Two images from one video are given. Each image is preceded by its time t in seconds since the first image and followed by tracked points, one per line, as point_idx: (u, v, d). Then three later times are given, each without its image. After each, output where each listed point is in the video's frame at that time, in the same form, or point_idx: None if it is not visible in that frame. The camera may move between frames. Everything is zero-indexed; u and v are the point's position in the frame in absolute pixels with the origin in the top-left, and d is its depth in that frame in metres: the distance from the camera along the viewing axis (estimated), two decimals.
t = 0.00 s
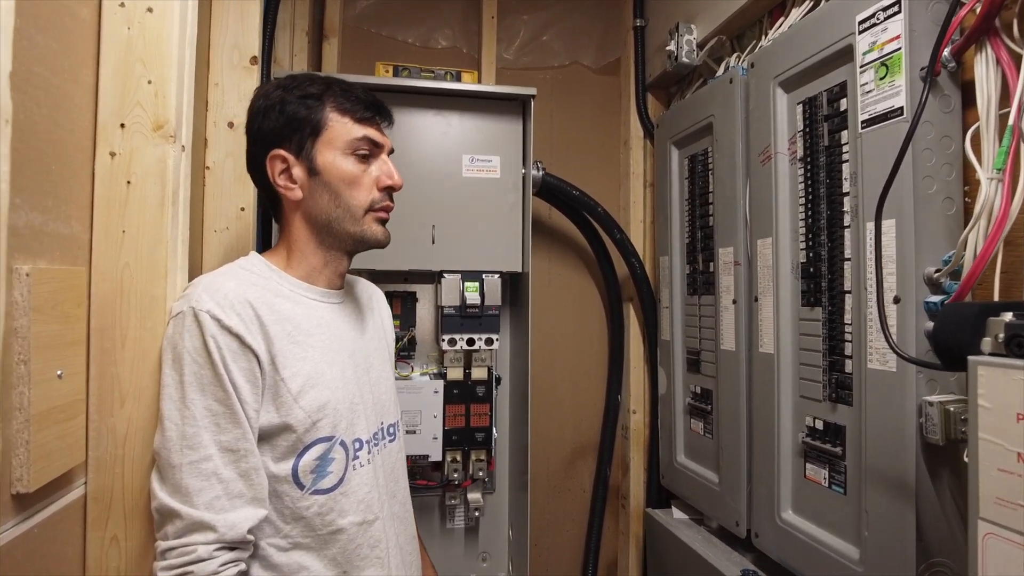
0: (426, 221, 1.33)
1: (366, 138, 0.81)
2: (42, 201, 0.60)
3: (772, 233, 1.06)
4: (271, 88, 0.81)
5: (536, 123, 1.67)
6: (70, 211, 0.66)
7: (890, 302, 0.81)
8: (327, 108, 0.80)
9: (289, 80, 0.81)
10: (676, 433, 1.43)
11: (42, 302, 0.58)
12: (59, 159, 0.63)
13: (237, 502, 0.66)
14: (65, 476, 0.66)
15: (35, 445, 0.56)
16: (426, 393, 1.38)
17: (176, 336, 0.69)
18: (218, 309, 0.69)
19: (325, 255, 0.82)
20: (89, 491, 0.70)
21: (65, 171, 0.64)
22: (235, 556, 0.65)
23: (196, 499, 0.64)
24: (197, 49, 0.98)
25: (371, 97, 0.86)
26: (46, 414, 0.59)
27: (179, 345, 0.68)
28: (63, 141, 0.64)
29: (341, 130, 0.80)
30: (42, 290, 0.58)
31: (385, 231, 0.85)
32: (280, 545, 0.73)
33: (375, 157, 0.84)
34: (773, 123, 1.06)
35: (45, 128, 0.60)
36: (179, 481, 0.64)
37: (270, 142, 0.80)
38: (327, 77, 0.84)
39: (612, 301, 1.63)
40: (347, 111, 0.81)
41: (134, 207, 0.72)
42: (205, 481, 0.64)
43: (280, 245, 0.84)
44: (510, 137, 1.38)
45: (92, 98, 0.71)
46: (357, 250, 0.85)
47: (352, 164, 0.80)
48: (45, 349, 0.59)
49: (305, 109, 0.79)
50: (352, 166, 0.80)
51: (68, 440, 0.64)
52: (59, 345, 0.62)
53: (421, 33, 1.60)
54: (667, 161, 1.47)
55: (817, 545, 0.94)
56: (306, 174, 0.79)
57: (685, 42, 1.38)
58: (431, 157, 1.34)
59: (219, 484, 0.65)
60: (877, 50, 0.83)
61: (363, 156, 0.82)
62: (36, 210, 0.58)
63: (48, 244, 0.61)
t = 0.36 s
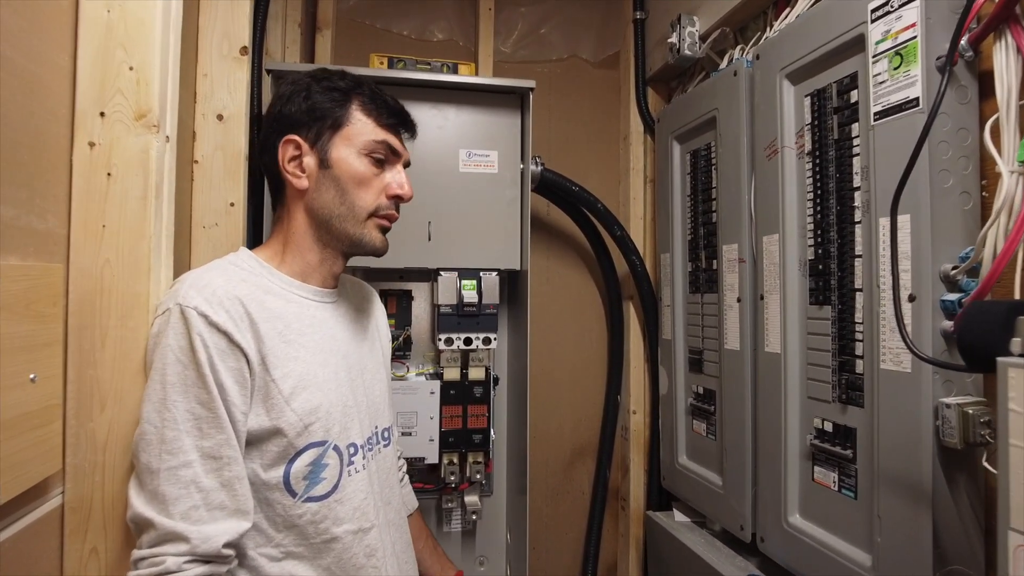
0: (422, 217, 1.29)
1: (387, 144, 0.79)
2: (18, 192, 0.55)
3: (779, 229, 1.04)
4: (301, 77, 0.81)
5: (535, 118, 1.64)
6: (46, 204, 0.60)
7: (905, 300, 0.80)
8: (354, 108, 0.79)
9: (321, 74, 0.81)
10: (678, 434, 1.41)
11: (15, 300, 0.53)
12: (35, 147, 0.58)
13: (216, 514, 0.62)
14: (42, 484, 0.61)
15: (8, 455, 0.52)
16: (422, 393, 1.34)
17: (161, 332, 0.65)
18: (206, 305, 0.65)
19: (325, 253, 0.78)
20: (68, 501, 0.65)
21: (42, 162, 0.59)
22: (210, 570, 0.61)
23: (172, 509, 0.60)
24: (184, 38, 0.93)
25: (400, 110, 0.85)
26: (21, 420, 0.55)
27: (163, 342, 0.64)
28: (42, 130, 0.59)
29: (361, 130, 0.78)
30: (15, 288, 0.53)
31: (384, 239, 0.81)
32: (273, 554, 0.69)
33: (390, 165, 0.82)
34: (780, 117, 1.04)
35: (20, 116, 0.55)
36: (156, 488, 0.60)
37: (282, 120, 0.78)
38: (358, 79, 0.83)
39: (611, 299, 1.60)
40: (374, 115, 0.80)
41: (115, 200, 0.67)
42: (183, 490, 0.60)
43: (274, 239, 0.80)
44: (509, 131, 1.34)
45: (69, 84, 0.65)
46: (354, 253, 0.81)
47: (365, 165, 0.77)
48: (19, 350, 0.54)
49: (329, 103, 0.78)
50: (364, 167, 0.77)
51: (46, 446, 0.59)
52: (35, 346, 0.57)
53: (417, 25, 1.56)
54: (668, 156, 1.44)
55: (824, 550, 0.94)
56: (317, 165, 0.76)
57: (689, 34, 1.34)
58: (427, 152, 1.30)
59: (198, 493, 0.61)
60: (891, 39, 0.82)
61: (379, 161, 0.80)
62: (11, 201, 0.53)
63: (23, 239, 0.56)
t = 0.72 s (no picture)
0: (416, 214, 1.25)
1: (355, 131, 0.73)
2: None
3: (783, 226, 1.02)
4: (264, 64, 0.75)
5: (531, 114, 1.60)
6: (15, 197, 0.55)
7: (917, 299, 0.78)
8: (317, 94, 0.72)
9: (285, 57, 0.74)
10: (678, 435, 1.38)
11: None
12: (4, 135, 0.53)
13: (207, 520, 0.59)
14: (13, 494, 0.56)
15: None
16: (417, 395, 1.31)
17: (140, 334, 0.61)
18: (188, 306, 0.61)
19: (307, 254, 0.75)
20: (41, 512, 0.60)
21: (14, 153, 0.55)
22: None
23: (161, 519, 0.56)
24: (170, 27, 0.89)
25: (375, 86, 0.77)
26: None
27: (143, 344, 0.60)
28: (14, 118, 0.55)
29: (328, 119, 0.72)
30: None
31: (368, 234, 0.77)
32: (257, 567, 0.66)
33: (366, 153, 0.76)
34: (785, 111, 1.02)
35: None
36: (142, 498, 0.56)
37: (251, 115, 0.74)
38: (326, 59, 0.76)
39: (609, 298, 1.57)
40: (339, 99, 0.73)
41: (92, 196, 0.62)
42: (171, 498, 0.57)
43: (258, 238, 0.76)
44: (506, 126, 1.31)
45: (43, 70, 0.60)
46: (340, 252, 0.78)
47: (335, 159, 0.72)
48: None
49: (292, 92, 0.72)
50: (335, 160, 0.72)
51: (19, 454, 0.54)
52: (9, 350, 0.53)
53: (412, 18, 1.52)
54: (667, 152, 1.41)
55: (831, 556, 0.93)
56: (285, 164, 0.72)
57: (689, 27, 1.31)
58: (422, 147, 1.26)
59: (187, 500, 0.57)
60: (903, 28, 0.80)
61: (351, 151, 0.74)
62: None
63: None
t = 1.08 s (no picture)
0: (411, 214, 1.25)
1: (344, 129, 0.72)
2: None
3: (776, 228, 1.03)
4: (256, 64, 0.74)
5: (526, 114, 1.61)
6: (9, 198, 0.55)
7: (908, 300, 0.79)
8: (306, 93, 0.72)
9: (274, 57, 0.74)
10: (672, 435, 1.39)
11: None
12: None
13: (204, 522, 0.58)
14: (8, 496, 0.55)
15: None
16: (412, 395, 1.30)
17: (135, 335, 0.60)
18: (183, 307, 0.60)
19: (301, 253, 0.74)
20: (36, 513, 0.59)
21: (7, 154, 0.54)
22: None
23: (157, 520, 0.56)
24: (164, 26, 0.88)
25: (366, 82, 0.76)
26: None
27: (138, 345, 0.59)
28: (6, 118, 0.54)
29: (316, 118, 0.71)
30: None
31: (362, 232, 0.75)
32: (253, 568, 0.65)
33: (357, 150, 0.75)
34: (779, 112, 1.03)
35: None
36: (139, 500, 0.56)
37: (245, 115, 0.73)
38: (315, 57, 0.75)
39: (604, 298, 1.58)
40: (328, 96, 0.72)
41: (86, 196, 0.61)
42: (167, 499, 0.56)
43: (253, 238, 0.75)
44: (501, 127, 1.31)
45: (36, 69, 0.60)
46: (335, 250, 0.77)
47: (325, 157, 0.72)
48: None
49: (281, 92, 0.71)
50: (325, 159, 0.72)
51: (12, 456, 0.54)
52: (4, 351, 0.52)
53: (406, 18, 1.51)
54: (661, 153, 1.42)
55: (824, 555, 0.93)
56: (276, 165, 0.72)
57: (683, 28, 1.32)
58: (417, 147, 1.26)
59: (183, 501, 0.57)
60: (895, 31, 0.81)
61: (342, 149, 0.73)
62: None
63: None
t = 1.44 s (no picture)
0: (402, 219, 1.29)
1: (275, 127, 0.73)
2: None
3: (752, 233, 1.07)
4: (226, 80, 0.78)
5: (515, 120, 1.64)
6: (16, 206, 0.58)
7: (872, 302, 0.83)
8: (245, 105, 0.75)
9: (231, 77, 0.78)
10: (656, 434, 1.43)
11: None
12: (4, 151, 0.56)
13: (199, 512, 0.62)
14: (12, 488, 0.58)
15: None
16: (403, 395, 1.34)
17: (134, 337, 0.63)
18: (180, 310, 0.64)
19: (279, 257, 0.77)
20: (40, 504, 0.62)
21: (14, 166, 0.58)
22: (196, 570, 0.61)
23: (155, 510, 0.59)
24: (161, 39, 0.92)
25: (303, 76, 0.76)
26: None
27: (137, 346, 0.62)
28: (12, 134, 0.57)
29: (254, 124, 0.74)
30: None
31: (318, 224, 0.75)
32: (245, 557, 0.69)
33: (298, 144, 0.75)
34: (755, 121, 1.07)
35: None
36: (137, 491, 0.59)
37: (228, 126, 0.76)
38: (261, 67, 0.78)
39: (591, 299, 1.62)
40: (263, 100, 0.74)
41: (88, 206, 0.65)
42: (164, 491, 0.60)
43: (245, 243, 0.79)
44: (489, 134, 1.34)
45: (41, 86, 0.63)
46: (310, 250, 0.78)
47: (267, 159, 0.74)
48: None
49: (229, 109, 0.75)
50: (267, 161, 0.74)
51: (17, 450, 0.57)
52: (10, 351, 0.55)
53: (398, 27, 1.55)
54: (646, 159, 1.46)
55: (797, 548, 0.97)
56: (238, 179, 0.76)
57: (667, 38, 1.36)
58: (407, 154, 1.30)
59: (179, 493, 0.60)
60: (860, 46, 0.85)
61: (283, 147, 0.75)
62: None
63: None
